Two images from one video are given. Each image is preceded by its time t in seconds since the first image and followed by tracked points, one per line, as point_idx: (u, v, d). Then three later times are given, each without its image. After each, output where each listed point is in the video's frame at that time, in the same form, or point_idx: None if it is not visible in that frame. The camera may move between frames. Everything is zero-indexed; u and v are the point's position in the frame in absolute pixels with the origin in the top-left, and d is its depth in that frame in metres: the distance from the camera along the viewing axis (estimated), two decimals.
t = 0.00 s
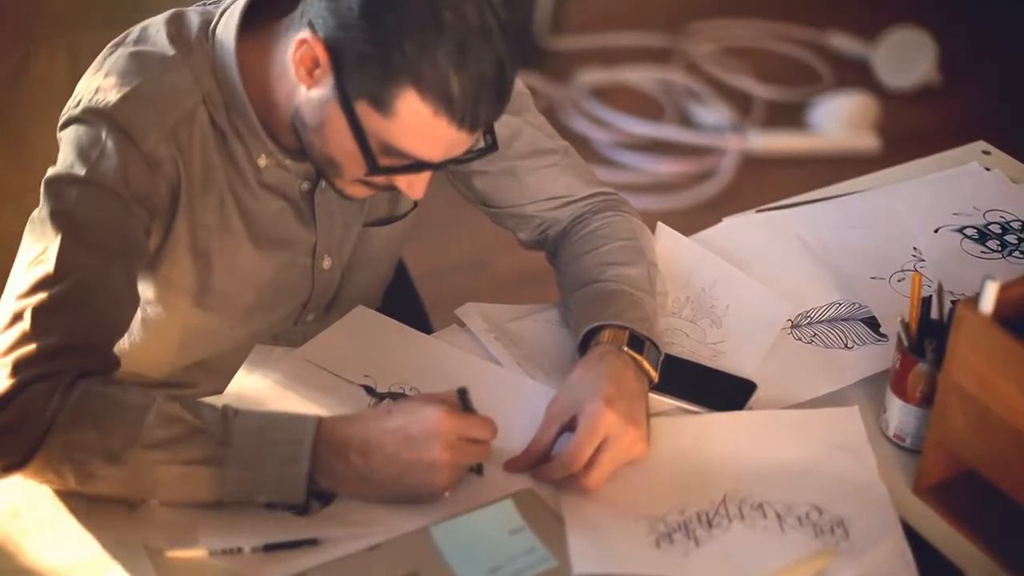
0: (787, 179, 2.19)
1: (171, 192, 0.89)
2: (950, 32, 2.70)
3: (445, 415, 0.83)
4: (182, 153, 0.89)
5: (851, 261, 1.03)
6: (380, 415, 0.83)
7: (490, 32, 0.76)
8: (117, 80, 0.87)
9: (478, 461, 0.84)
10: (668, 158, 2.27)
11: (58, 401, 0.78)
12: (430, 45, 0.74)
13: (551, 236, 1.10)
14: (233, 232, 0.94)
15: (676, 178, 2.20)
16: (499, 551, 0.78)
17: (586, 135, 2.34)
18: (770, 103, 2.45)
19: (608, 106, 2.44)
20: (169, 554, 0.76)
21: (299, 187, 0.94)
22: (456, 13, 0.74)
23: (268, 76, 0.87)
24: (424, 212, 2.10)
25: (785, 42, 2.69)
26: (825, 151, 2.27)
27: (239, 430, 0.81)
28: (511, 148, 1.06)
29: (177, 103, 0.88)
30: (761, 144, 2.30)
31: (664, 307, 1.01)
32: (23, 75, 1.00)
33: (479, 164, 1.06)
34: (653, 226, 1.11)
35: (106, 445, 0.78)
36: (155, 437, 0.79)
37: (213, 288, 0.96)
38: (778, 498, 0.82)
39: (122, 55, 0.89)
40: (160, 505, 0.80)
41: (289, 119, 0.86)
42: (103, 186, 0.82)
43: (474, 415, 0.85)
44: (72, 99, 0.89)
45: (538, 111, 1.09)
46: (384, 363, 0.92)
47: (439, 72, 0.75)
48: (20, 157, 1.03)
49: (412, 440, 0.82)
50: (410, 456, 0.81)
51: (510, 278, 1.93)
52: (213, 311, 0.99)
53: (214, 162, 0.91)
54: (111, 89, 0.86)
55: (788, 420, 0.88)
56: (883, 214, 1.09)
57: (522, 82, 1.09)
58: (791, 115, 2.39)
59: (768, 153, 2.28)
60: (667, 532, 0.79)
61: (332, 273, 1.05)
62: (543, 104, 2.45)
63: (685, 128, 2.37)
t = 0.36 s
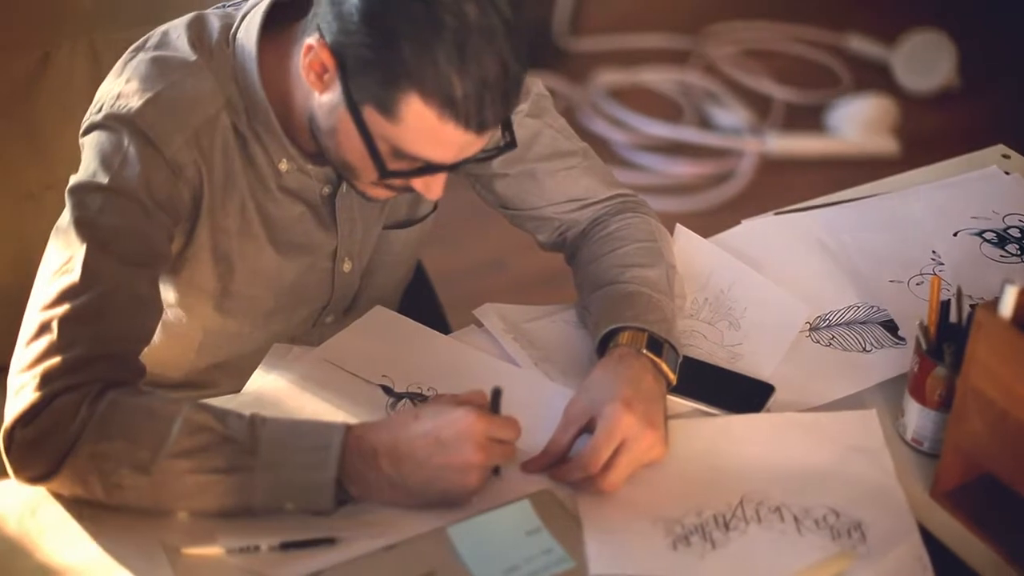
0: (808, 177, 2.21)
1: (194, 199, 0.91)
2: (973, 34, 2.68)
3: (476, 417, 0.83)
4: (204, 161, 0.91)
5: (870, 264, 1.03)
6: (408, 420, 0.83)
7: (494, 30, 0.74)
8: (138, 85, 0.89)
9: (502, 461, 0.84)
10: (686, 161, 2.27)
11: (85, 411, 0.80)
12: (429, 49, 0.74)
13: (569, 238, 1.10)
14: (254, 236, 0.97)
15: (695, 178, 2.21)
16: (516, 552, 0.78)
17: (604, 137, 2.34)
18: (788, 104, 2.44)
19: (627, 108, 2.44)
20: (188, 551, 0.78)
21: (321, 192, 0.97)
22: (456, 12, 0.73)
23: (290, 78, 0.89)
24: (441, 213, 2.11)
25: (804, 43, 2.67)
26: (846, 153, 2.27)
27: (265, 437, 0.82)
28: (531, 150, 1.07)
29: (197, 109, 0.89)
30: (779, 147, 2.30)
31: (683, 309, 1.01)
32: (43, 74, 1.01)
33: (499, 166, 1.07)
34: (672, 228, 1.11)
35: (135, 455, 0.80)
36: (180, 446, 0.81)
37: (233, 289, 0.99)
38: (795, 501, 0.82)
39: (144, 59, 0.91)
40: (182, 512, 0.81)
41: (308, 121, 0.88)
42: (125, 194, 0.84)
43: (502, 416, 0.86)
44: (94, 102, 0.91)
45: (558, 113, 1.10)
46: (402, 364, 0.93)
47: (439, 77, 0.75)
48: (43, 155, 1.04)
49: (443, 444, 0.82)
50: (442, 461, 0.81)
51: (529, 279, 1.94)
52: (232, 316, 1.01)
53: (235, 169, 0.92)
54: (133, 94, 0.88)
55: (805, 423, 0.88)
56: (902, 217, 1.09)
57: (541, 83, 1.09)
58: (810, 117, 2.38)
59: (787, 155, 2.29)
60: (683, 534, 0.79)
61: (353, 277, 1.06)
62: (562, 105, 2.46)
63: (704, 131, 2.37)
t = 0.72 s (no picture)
0: (823, 180, 2.21)
1: (214, 200, 0.92)
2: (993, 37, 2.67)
3: (494, 418, 0.83)
4: (225, 163, 0.91)
5: (888, 268, 1.03)
6: (426, 420, 0.83)
7: (498, 48, 0.75)
8: (158, 88, 0.89)
9: (520, 461, 0.84)
10: (704, 163, 2.27)
11: (104, 410, 0.81)
12: (434, 68, 0.74)
13: (587, 239, 1.11)
14: (273, 237, 0.97)
15: (711, 180, 2.22)
16: (532, 553, 0.78)
17: (621, 138, 2.35)
18: (806, 107, 2.44)
19: (645, 109, 2.44)
20: (204, 549, 0.78)
21: (339, 194, 0.97)
22: (460, 31, 0.74)
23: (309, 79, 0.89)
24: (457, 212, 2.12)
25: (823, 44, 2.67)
26: (863, 157, 2.27)
27: (283, 436, 0.81)
28: (548, 153, 1.07)
29: (218, 111, 0.90)
30: (796, 150, 2.30)
31: (700, 311, 1.01)
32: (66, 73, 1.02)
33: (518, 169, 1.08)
34: (690, 230, 1.11)
35: (152, 454, 0.80)
36: (198, 445, 0.81)
37: (252, 290, 1.00)
38: (812, 504, 0.82)
39: (164, 62, 0.92)
40: (199, 510, 0.81)
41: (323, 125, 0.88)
42: (146, 195, 0.85)
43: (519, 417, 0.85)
44: (115, 104, 0.91)
45: (576, 115, 1.09)
46: (420, 364, 0.93)
47: (444, 95, 0.75)
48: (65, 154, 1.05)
49: (462, 444, 0.82)
50: (461, 461, 0.81)
51: (547, 280, 1.94)
52: (251, 315, 1.03)
53: (255, 172, 0.93)
54: (154, 96, 0.89)
55: (822, 426, 0.88)
56: (920, 221, 1.08)
57: (560, 85, 1.09)
58: (828, 121, 2.38)
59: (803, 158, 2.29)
60: (700, 537, 0.79)
61: (371, 276, 1.07)
62: (579, 106, 2.46)
63: (722, 133, 2.37)
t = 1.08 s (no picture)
0: (839, 186, 2.21)
1: (233, 200, 0.92)
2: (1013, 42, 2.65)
3: (511, 419, 0.83)
4: (243, 162, 0.91)
5: (905, 271, 1.03)
6: (443, 421, 0.83)
7: (513, 54, 0.74)
8: (177, 87, 0.90)
9: (537, 463, 0.84)
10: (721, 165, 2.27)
11: (121, 408, 0.81)
12: (448, 73, 0.74)
13: (604, 240, 1.11)
14: (292, 235, 0.98)
15: (728, 183, 2.22)
16: (548, 554, 0.78)
17: (638, 140, 2.35)
18: (823, 109, 2.44)
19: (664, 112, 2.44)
20: (218, 548, 0.78)
21: (358, 194, 0.97)
22: (473, 35, 0.73)
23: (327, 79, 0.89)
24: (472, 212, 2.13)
25: (842, 47, 2.65)
26: (881, 160, 2.27)
27: (299, 435, 0.82)
28: (565, 154, 1.08)
29: (237, 110, 0.90)
30: (812, 153, 2.30)
31: (717, 313, 1.01)
32: (84, 72, 1.02)
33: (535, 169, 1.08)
34: (707, 232, 1.11)
35: (169, 452, 0.81)
36: (214, 443, 0.81)
37: (270, 290, 1.00)
38: (827, 507, 0.81)
39: (183, 61, 0.92)
40: (213, 509, 0.81)
41: (340, 125, 0.89)
42: (165, 194, 0.85)
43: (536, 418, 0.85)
44: (134, 103, 0.92)
45: (594, 117, 1.10)
46: (436, 364, 0.93)
47: (458, 101, 0.75)
48: (82, 152, 1.06)
49: (478, 445, 0.82)
50: (477, 462, 0.81)
51: (564, 282, 1.95)
52: (268, 315, 1.03)
53: (274, 173, 0.94)
54: (173, 95, 0.89)
55: (838, 429, 0.87)
56: (937, 224, 1.08)
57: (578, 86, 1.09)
58: (845, 124, 2.38)
59: (819, 161, 2.29)
60: (715, 539, 0.79)
61: (389, 276, 1.08)
62: (596, 107, 2.47)
63: (738, 135, 2.37)
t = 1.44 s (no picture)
0: (856, 190, 2.21)
1: (252, 197, 0.93)
2: None
3: (529, 422, 0.83)
4: (263, 161, 0.92)
5: (923, 275, 1.03)
6: (461, 422, 0.83)
7: (531, 59, 0.74)
8: (197, 86, 0.90)
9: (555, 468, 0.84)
10: (739, 167, 2.28)
11: (140, 405, 0.81)
12: (464, 77, 0.74)
13: (622, 242, 1.12)
14: (310, 235, 0.98)
15: (747, 186, 2.23)
16: (565, 555, 0.78)
17: (656, 141, 2.35)
18: (841, 112, 2.43)
19: (683, 113, 2.44)
20: (235, 546, 0.78)
21: (376, 193, 0.98)
22: (490, 40, 0.73)
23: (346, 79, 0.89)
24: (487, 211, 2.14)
25: (861, 50, 2.64)
26: (900, 164, 2.26)
27: (316, 435, 0.81)
28: (583, 155, 1.08)
29: (257, 109, 0.91)
30: (831, 156, 2.29)
31: (734, 315, 1.01)
32: (104, 70, 1.03)
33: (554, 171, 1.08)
34: (726, 234, 1.11)
35: (186, 450, 0.81)
36: (232, 441, 0.81)
37: (288, 289, 1.01)
38: (844, 510, 0.81)
39: (204, 60, 0.92)
40: (231, 508, 0.81)
41: (359, 126, 0.89)
42: (184, 193, 0.86)
43: (554, 422, 0.85)
44: (154, 102, 0.92)
45: (613, 117, 1.10)
46: (454, 365, 0.93)
47: (474, 105, 0.75)
48: (101, 149, 1.06)
49: (496, 447, 0.82)
50: (495, 464, 0.81)
51: (581, 283, 1.95)
52: (286, 314, 1.04)
53: (293, 172, 0.94)
54: (193, 94, 0.89)
55: (855, 432, 0.87)
56: (956, 228, 1.08)
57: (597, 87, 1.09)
58: (865, 127, 2.38)
59: (839, 165, 2.28)
60: (732, 541, 0.79)
61: (407, 276, 1.08)
62: (613, 108, 2.47)
63: (756, 137, 2.37)
